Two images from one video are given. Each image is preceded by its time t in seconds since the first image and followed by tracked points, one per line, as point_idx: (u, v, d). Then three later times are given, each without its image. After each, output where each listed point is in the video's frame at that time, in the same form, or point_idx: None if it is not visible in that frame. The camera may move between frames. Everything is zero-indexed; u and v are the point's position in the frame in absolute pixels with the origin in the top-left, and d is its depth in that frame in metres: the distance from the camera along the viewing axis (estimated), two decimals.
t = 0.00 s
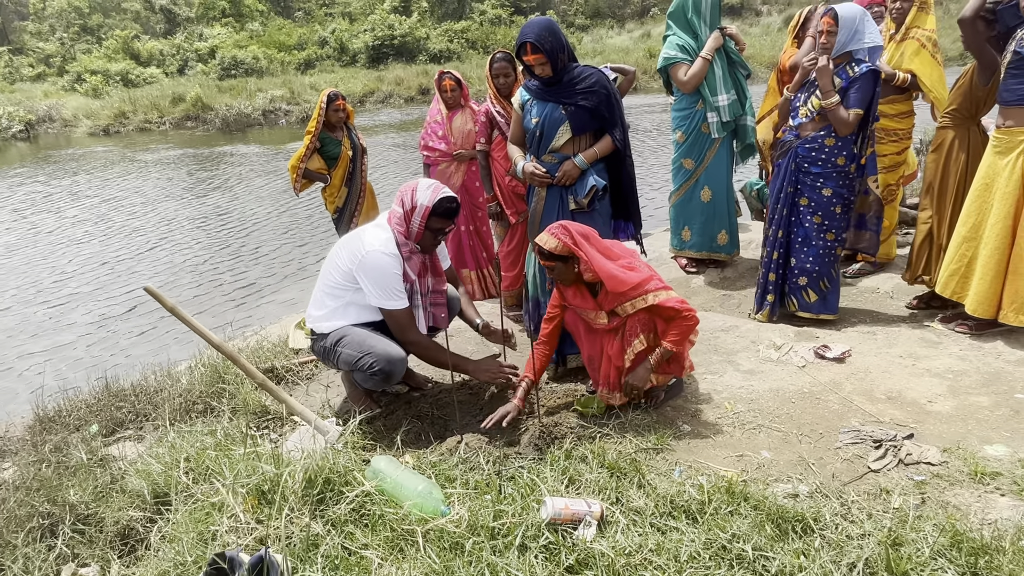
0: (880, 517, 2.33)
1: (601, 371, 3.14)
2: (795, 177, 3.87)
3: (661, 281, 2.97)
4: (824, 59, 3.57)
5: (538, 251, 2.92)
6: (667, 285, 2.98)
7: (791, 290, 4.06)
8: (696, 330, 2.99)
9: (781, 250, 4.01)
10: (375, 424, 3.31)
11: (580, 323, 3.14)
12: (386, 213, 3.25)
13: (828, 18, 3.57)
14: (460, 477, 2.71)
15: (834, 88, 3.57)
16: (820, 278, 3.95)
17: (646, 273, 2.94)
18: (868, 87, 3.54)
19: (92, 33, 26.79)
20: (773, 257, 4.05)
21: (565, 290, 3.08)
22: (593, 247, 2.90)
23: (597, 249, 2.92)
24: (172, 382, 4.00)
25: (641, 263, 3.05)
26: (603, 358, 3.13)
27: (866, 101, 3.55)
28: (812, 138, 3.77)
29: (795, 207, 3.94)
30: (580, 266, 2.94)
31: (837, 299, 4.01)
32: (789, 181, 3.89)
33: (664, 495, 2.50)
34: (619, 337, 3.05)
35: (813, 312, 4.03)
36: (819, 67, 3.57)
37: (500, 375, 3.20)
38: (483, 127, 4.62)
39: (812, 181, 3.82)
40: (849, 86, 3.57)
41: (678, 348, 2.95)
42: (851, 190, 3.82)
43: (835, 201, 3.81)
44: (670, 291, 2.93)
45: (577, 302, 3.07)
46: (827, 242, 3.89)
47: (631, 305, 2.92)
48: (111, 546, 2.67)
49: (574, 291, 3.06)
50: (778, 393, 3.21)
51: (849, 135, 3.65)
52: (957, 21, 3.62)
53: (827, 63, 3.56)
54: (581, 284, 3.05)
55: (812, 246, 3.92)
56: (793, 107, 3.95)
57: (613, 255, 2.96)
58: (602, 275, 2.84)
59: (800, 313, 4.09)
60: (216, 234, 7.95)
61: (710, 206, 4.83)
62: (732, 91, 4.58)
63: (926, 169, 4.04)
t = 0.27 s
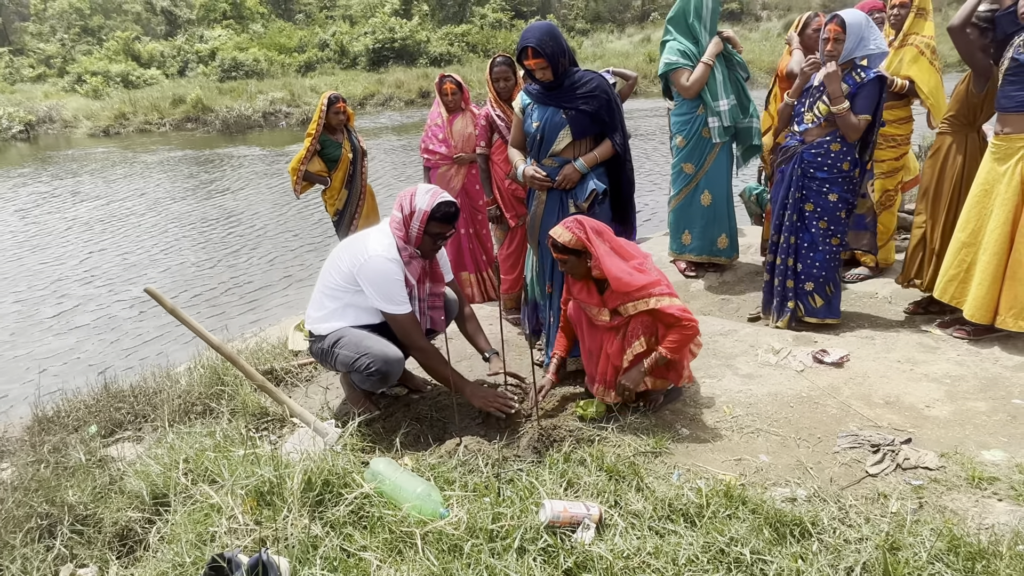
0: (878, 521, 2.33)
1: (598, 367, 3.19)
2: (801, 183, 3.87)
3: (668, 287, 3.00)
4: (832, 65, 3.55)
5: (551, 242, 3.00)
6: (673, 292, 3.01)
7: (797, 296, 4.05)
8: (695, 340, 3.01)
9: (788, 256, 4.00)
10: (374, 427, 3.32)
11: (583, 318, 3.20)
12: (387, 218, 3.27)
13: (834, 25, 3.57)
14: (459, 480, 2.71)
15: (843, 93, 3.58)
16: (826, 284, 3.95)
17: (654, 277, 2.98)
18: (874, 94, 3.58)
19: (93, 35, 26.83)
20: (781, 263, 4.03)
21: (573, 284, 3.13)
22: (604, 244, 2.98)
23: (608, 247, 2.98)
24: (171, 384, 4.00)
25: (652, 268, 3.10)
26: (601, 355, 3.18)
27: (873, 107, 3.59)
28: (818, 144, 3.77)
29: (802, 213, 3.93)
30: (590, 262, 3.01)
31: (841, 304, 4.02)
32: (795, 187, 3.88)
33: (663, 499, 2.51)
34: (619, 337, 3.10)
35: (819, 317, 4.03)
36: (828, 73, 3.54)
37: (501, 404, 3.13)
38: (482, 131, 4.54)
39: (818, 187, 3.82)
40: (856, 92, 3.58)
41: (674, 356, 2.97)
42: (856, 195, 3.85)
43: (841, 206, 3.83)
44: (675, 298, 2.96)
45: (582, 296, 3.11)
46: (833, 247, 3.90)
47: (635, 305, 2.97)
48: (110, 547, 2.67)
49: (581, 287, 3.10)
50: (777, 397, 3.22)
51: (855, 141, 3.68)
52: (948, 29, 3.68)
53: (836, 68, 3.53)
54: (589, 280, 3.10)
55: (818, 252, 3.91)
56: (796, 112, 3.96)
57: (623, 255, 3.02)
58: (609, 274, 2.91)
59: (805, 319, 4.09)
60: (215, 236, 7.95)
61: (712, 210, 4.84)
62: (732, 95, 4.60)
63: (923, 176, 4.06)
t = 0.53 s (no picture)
0: (880, 526, 2.32)
1: (596, 364, 3.21)
2: (806, 187, 3.86)
3: (673, 290, 3.01)
4: (838, 69, 3.55)
5: (563, 239, 3.00)
6: (677, 296, 3.02)
7: (801, 301, 4.03)
8: (695, 346, 3.02)
9: (793, 260, 3.98)
10: (373, 429, 3.30)
11: (586, 313, 3.21)
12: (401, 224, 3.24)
13: (839, 29, 3.54)
14: (458, 482, 2.70)
15: (849, 97, 3.56)
16: (830, 288, 3.94)
17: (660, 279, 2.99)
18: (879, 98, 3.58)
19: (96, 36, 26.89)
20: (786, 268, 4.01)
21: (579, 280, 3.12)
22: (615, 243, 2.98)
23: (618, 246, 2.99)
24: (170, 385, 3.99)
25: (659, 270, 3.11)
26: (601, 352, 3.20)
27: (879, 112, 3.60)
28: (822, 149, 3.76)
29: (807, 218, 3.92)
30: (599, 260, 3.01)
31: (844, 308, 4.01)
32: (800, 191, 3.87)
33: (662, 503, 2.49)
34: (620, 336, 3.11)
35: (822, 322, 4.01)
36: (834, 76, 3.54)
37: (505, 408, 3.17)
38: (484, 133, 4.56)
39: (823, 192, 3.82)
40: (862, 97, 3.59)
41: (670, 361, 2.99)
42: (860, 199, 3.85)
43: (845, 211, 3.82)
44: (678, 302, 2.97)
45: (586, 293, 3.10)
46: (837, 252, 3.89)
47: (639, 305, 2.98)
48: (106, 548, 2.65)
49: (587, 284, 3.09)
50: (778, 401, 3.21)
51: (860, 145, 3.68)
52: (947, 35, 3.68)
53: (843, 73, 3.53)
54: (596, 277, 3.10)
55: (822, 256, 3.90)
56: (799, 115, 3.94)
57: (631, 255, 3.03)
58: (615, 273, 2.92)
59: (809, 324, 4.07)
60: (216, 236, 7.95)
61: (714, 213, 4.84)
62: (735, 99, 4.58)
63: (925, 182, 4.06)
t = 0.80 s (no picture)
0: (881, 532, 2.31)
1: (601, 366, 3.21)
2: (809, 193, 3.86)
3: (679, 292, 3.02)
4: (841, 75, 3.54)
5: (571, 239, 3.00)
6: (682, 298, 3.03)
7: (804, 306, 4.03)
8: (699, 348, 3.02)
9: (795, 266, 3.97)
10: (373, 431, 3.30)
11: (591, 315, 3.21)
12: (411, 227, 3.22)
13: (843, 36, 3.55)
14: (458, 485, 2.69)
15: (852, 103, 3.56)
16: (832, 295, 3.93)
17: (666, 281, 3.00)
18: (883, 105, 3.57)
19: (99, 36, 26.95)
20: (789, 274, 4.00)
21: (585, 281, 3.13)
22: (623, 243, 2.99)
23: (626, 247, 3.00)
24: (170, 385, 3.98)
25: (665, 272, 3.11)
26: (605, 354, 3.20)
27: (883, 118, 3.58)
28: (825, 154, 3.76)
29: (809, 224, 3.92)
30: (608, 260, 3.02)
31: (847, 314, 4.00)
32: (803, 197, 3.87)
33: (663, 507, 2.48)
34: (624, 338, 3.11)
35: (825, 328, 4.00)
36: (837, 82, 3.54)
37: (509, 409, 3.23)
38: (485, 136, 4.51)
39: (826, 198, 3.81)
40: (865, 103, 3.58)
41: (675, 363, 2.99)
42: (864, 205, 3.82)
43: (848, 217, 3.81)
44: (683, 304, 2.98)
45: (592, 294, 3.11)
46: (840, 258, 3.87)
47: (644, 306, 2.98)
48: (105, 548, 2.65)
49: (593, 286, 3.09)
50: (779, 406, 3.20)
51: (864, 151, 3.67)
52: (951, 41, 3.64)
53: (846, 79, 3.53)
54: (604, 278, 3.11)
55: (825, 262, 3.89)
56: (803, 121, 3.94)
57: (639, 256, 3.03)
58: (623, 273, 2.93)
59: (812, 330, 4.05)
60: (216, 237, 7.95)
61: (717, 216, 4.84)
62: (737, 103, 4.59)
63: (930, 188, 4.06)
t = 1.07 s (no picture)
0: (879, 537, 2.31)
1: (604, 369, 3.20)
2: (809, 199, 3.87)
3: (681, 295, 3.03)
4: (843, 80, 3.56)
5: (574, 243, 3.01)
6: (684, 300, 3.04)
7: (803, 311, 4.03)
8: (702, 350, 3.03)
9: (795, 270, 3.98)
10: (373, 432, 3.30)
11: (593, 318, 3.21)
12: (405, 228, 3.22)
13: (845, 41, 3.57)
14: (458, 487, 2.70)
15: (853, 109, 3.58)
16: (831, 300, 3.94)
17: (669, 283, 3.02)
18: (884, 110, 3.58)
19: (102, 37, 27.04)
20: (789, 278, 4.01)
21: (588, 284, 3.13)
22: (627, 246, 3.01)
23: (629, 250, 3.02)
24: (170, 385, 3.99)
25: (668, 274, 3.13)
26: (608, 357, 3.19)
27: (884, 124, 3.59)
28: (826, 160, 3.77)
29: (809, 229, 3.93)
30: (612, 263, 3.03)
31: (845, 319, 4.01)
32: (803, 202, 3.88)
33: (662, 510, 2.49)
34: (628, 340, 3.10)
35: (824, 334, 4.00)
36: (840, 87, 3.55)
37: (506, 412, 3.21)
38: (487, 139, 4.53)
39: (826, 204, 3.82)
40: (866, 108, 3.60)
41: (679, 365, 3.00)
42: (865, 211, 3.83)
43: (848, 223, 3.82)
44: (685, 306, 2.99)
45: (595, 297, 3.11)
46: (839, 264, 3.88)
47: (647, 309, 2.99)
48: (105, 548, 2.65)
49: (596, 288, 3.10)
50: (778, 410, 3.20)
51: (865, 157, 3.67)
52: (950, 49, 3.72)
53: (847, 84, 3.54)
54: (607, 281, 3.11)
55: (824, 268, 3.90)
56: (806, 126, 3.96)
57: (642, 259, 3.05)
58: (628, 276, 2.94)
59: (811, 335, 4.06)
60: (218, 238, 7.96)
61: (717, 221, 4.85)
62: (738, 108, 4.59)
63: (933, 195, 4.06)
